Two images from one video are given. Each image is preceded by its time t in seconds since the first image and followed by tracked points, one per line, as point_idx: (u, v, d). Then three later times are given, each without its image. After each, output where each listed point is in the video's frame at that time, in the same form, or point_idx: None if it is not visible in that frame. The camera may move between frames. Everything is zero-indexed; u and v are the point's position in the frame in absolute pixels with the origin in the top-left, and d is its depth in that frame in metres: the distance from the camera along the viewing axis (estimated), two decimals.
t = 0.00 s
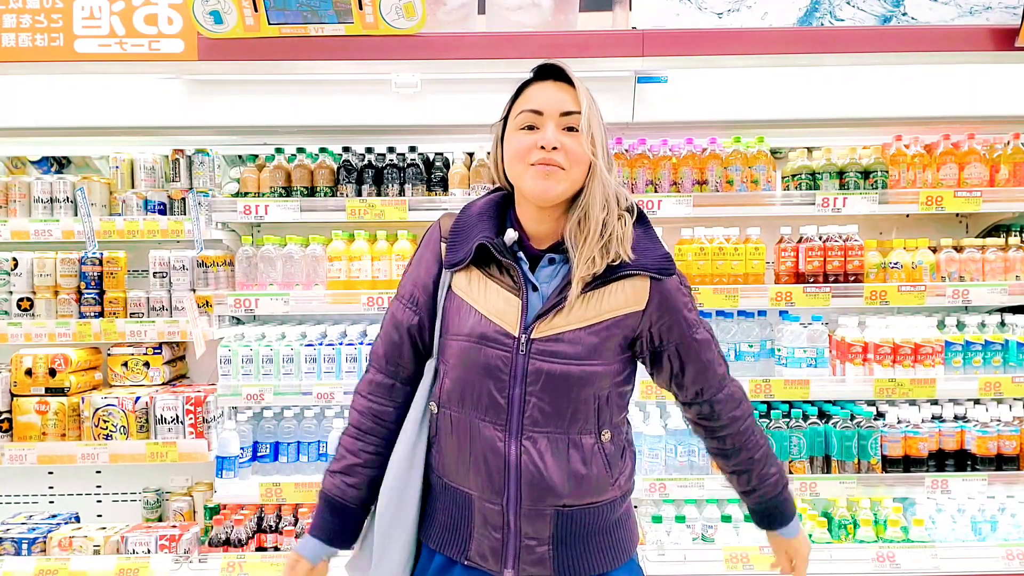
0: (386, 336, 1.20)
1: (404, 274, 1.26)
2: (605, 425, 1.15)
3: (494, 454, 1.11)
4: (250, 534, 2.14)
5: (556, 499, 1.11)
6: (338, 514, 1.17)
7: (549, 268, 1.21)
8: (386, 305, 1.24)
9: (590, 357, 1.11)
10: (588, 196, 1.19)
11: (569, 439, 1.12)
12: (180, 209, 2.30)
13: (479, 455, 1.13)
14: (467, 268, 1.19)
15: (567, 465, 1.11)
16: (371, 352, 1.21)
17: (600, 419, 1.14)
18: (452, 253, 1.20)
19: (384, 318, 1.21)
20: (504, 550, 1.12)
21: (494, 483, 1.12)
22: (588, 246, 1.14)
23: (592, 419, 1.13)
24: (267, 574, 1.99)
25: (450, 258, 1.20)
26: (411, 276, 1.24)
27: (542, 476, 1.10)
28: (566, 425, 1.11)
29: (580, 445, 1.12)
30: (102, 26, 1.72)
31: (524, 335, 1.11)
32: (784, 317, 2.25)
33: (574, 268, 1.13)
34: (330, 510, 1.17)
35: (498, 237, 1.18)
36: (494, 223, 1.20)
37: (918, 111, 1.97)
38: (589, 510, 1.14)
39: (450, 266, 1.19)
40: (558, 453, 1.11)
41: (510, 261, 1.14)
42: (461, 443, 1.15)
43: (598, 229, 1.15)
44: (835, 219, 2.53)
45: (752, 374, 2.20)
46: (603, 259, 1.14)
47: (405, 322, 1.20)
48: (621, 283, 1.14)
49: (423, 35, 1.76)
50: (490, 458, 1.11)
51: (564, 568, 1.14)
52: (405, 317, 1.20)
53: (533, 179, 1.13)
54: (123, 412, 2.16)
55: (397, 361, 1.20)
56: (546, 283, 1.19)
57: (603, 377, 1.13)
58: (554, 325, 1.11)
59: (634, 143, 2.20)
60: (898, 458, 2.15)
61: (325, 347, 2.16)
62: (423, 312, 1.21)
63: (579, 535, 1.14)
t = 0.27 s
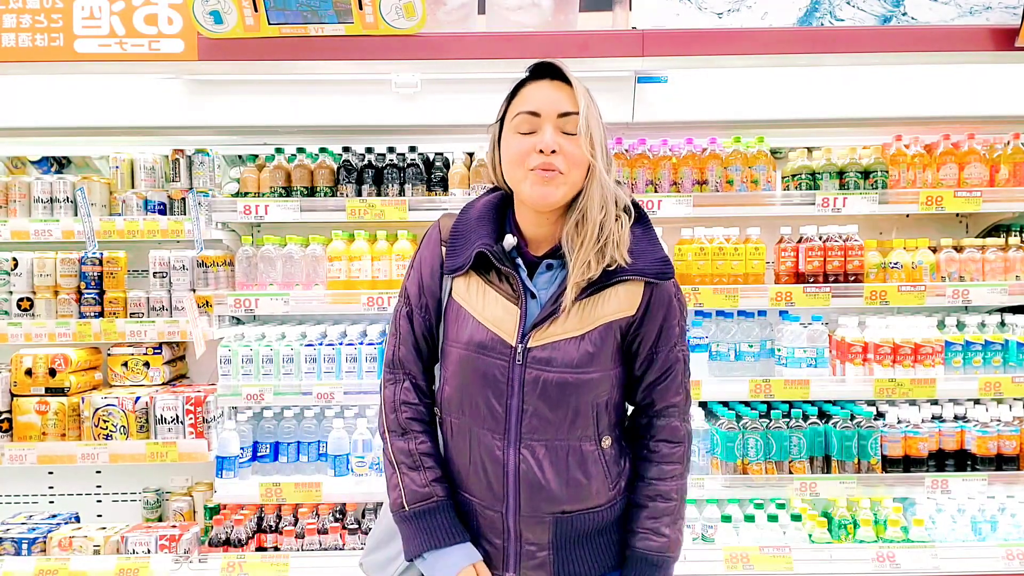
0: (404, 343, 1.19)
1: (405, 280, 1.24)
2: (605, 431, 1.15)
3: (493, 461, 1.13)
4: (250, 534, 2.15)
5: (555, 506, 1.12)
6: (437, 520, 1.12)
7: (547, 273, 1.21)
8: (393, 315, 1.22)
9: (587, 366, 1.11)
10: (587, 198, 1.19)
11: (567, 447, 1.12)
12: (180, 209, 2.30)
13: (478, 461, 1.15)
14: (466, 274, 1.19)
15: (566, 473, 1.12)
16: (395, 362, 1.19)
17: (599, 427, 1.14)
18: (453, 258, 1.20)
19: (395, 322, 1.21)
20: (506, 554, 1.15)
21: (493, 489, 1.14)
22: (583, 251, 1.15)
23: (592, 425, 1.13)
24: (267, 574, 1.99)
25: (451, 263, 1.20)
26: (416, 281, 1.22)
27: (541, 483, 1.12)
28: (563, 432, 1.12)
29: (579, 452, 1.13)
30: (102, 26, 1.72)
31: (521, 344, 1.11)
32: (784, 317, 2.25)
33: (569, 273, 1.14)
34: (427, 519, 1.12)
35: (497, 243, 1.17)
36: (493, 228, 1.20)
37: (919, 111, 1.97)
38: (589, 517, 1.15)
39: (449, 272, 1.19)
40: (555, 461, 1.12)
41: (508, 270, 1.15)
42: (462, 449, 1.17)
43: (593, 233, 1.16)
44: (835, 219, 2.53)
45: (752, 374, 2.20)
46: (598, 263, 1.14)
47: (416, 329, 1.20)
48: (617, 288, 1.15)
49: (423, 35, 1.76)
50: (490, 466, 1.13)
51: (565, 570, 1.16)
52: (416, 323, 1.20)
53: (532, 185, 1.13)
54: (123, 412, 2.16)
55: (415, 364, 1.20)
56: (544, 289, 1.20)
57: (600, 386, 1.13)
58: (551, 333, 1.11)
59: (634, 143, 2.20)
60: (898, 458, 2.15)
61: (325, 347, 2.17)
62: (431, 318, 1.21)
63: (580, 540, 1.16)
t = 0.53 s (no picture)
0: (398, 352, 1.20)
1: (402, 288, 1.25)
2: (600, 437, 1.15)
3: (488, 468, 1.14)
4: (250, 534, 2.15)
5: (550, 512, 1.13)
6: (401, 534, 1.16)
7: (540, 280, 1.21)
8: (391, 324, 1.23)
9: (580, 373, 1.11)
10: (581, 207, 1.18)
11: (562, 453, 1.13)
12: (180, 209, 2.30)
13: (474, 468, 1.15)
14: (459, 281, 1.18)
15: (561, 479, 1.13)
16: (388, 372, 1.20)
17: (594, 433, 1.14)
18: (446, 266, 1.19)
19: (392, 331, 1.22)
20: (502, 560, 1.16)
21: (489, 495, 1.14)
22: (574, 260, 1.14)
23: (587, 432, 1.13)
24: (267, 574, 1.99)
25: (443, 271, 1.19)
26: (411, 289, 1.22)
27: (536, 489, 1.12)
28: (558, 439, 1.12)
29: (574, 458, 1.13)
30: (102, 26, 1.72)
31: (514, 352, 1.11)
32: (784, 317, 2.25)
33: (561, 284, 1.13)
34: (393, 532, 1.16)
35: (488, 251, 1.16)
36: (484, 234, 1.19)
37: (919, 111, 1.97)
38: (585, 521, 1.16)
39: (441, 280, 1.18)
40: (550, 467, 1.13)
41: (501, 276, 1.13)
42: (459, 455, 1.17)
43: (585, 242, 1.15)
44: (835, 219, 2.54)
45: (752, 374, 2.20)
46: (589, 273, 1.14)
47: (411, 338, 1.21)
48: (609, 295, 1.14)
49: (423, 35, 1.76)
50: (485, 472, 1.14)
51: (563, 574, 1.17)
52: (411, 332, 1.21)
53: (527, 196, 1.13)
54: (123, 412, 2.16)
55: (408, 374, 1.21)
56: (537, 296, 1.20)
57: (594, 393, 1.12)
58: (542, 341, 1.11)
59: (634, 143, 2.20)
60: (898, 458, 2.15)
61: (325, 347, 2.17)
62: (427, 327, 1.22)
63: (576, 545, 1.17)
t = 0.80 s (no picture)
0: (392, 358, 1.20)
1: (396, 294, 1.25)
2: (600, 438, 1.15)
3: (490, 472, 1.14)
4: (250, 534, 2.15)
5: (553, 515, 1.14)
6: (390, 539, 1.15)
7: (537, 285, 1.21)
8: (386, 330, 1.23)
9: (578, 378, 1.11)
10: (578, 210, 1.18)
11: (562, 457, 1.13)
12: (180, 209, 2.30)
13: (476, 472, 1.15)
14: (456, 287, 1.18)
15: (562, 483, 1.13)
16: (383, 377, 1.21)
17: (593, 436, 1.14)
18: (441, 272, 1.19)
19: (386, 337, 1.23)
20: (506, 563, 1.15)
21: (492, 499, 1.14)
22: (572, 266, 1.14)
23: (586, 435, 1.14)
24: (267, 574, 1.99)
25: (439, 277, 1.19)
26: (406, 296, 1.22)
27: (538, 493, 1.13)
28: (558, 443, 1.12)
29: (575, 461, 1.14)
30: (102, 26, 1.72)
31: (512, 358, 1.11)
32: (784, 317, 2.25)
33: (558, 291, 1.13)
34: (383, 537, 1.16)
35: (484, 257, 1.17)
36: (479, 240, 1.19)
37: (919, 111, 1.97)
38: (588, 522, 1.16)
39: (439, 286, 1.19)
40: (552, 470, 1.13)
41: (498, 283, 1.14)
42: (460, 460, 1.17)
43: (582, 248, 1.14)
44: (835, 219, 2.54)
45: (752, 374, 2.20)
46: (587, 280, 1.14)
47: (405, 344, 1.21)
48: (605, 300, 1.14)
49: (423, 35, 1.76)
50: (487, 477, 1.14)
51: None
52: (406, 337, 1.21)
53: (523, 202, 1.14)
54: (123, 412, 2.16)
55: (402, 380, 1.21)
56: (535, 301, 1.20)
57: (592, 398, 1.13)
58: (540, 347, 1.11)
59: (634, 143, 2.20)
60: (898, 458, 2.15)
61: (325, 347, 2.17)
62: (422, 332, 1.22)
63: (579, 548, 1.17)
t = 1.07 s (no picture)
0: (396, 363, 1.18)
1: (392, 297, 1.22)
2: (599, 438, 1.16)
3: (492, 474, 1.14)
4: (250, 534, 2.15)
5: (555, 515, 1.14)
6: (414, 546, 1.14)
7: (534, 285, 1.22)
8: (384, 334, 1.20)
9: (579, 380, 1.11)
10: (572, 206, 1.19)
11: (563, 458, 1.13)
12: (180, 209, 2.30)
13: (477, 475, 1.15)
14: (453, 289, 1.18)
15: (562, 483, 1.14)
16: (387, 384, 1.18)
17: (594, 437, 1.15)
18: (439, 275, 1.18)
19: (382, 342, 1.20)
20: (508, 563, 1.16)
21: (494, 501, 1.15)
22: (570, 261, 1.14)
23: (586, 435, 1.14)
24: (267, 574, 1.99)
25: (436, 280, 1.18)
26: (405, 299, 1.20)
27: (539, 494, 1.13)
28: (559, 444, 1.13)
29: (575, 462, 1.14)
30: (102, 26, 1.72)
31: (513, 360, 1.11)
32: (784, 316, 2.25)
33: (558, 286, 1.13)
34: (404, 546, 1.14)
35: (482, 258, 1.16)
36: (476, 242, 1.19)
37: (919, 111, 1.97)
38: (588, 521, 1.18)
39: (434, 289, 1.18)
40: (554, 471, 1.13)
41: (496, 286, 1.13)
42: (461, 462, 1.17)
43: (580, 244, 1.14)
44: (835, 219, 2.53)
45: (752, 374, 2.20)
46: (585, 276, 1.14)
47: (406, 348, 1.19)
48: (605, 298, 1.14)
49: (423, 35, 1.76)
50: (489, 479, 1.14)
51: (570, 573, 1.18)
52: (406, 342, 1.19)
53: (518, 194, 1.13)
54: (123, 412, 2.16)
55: (407, 385, 1.19)
56: (533, 301, 1.21)
57: (593, 399, 1.13)
58: (542, 347, 1.11)
59: (634, 143, 2.20)
60: (898, 458, 2.15)
61: (325, 347, 2.17)
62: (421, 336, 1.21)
63: (580, 547, 1.18)
